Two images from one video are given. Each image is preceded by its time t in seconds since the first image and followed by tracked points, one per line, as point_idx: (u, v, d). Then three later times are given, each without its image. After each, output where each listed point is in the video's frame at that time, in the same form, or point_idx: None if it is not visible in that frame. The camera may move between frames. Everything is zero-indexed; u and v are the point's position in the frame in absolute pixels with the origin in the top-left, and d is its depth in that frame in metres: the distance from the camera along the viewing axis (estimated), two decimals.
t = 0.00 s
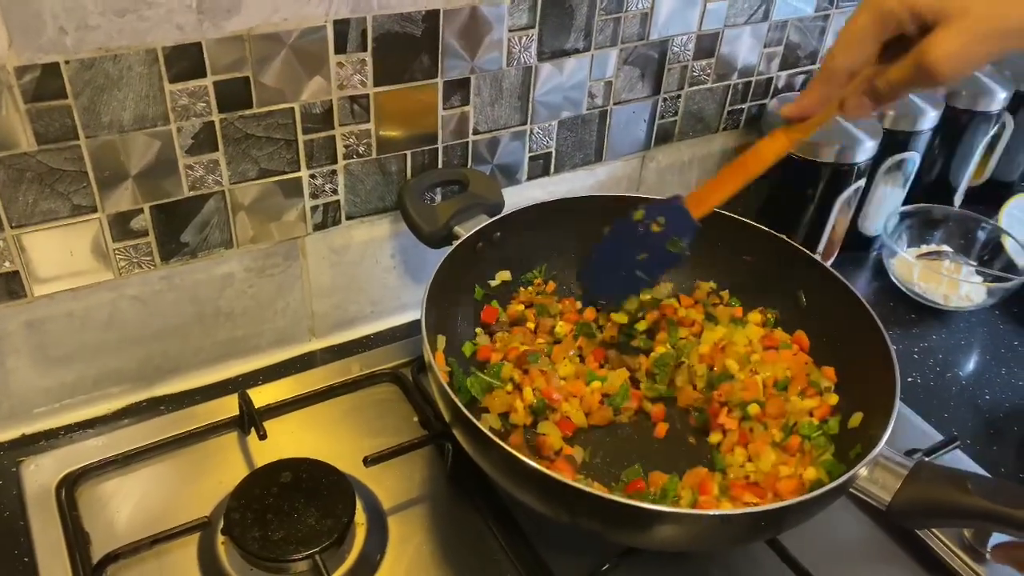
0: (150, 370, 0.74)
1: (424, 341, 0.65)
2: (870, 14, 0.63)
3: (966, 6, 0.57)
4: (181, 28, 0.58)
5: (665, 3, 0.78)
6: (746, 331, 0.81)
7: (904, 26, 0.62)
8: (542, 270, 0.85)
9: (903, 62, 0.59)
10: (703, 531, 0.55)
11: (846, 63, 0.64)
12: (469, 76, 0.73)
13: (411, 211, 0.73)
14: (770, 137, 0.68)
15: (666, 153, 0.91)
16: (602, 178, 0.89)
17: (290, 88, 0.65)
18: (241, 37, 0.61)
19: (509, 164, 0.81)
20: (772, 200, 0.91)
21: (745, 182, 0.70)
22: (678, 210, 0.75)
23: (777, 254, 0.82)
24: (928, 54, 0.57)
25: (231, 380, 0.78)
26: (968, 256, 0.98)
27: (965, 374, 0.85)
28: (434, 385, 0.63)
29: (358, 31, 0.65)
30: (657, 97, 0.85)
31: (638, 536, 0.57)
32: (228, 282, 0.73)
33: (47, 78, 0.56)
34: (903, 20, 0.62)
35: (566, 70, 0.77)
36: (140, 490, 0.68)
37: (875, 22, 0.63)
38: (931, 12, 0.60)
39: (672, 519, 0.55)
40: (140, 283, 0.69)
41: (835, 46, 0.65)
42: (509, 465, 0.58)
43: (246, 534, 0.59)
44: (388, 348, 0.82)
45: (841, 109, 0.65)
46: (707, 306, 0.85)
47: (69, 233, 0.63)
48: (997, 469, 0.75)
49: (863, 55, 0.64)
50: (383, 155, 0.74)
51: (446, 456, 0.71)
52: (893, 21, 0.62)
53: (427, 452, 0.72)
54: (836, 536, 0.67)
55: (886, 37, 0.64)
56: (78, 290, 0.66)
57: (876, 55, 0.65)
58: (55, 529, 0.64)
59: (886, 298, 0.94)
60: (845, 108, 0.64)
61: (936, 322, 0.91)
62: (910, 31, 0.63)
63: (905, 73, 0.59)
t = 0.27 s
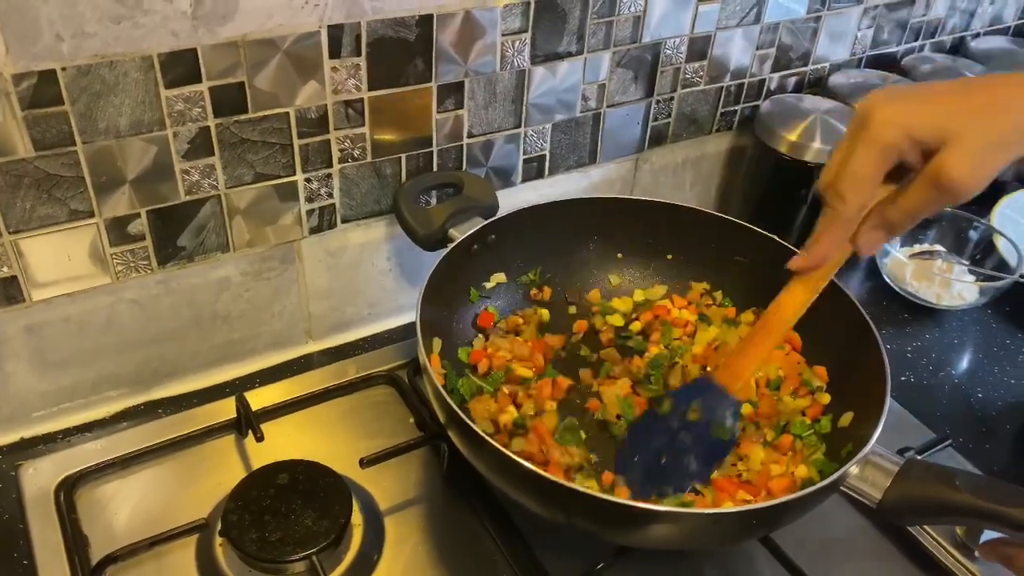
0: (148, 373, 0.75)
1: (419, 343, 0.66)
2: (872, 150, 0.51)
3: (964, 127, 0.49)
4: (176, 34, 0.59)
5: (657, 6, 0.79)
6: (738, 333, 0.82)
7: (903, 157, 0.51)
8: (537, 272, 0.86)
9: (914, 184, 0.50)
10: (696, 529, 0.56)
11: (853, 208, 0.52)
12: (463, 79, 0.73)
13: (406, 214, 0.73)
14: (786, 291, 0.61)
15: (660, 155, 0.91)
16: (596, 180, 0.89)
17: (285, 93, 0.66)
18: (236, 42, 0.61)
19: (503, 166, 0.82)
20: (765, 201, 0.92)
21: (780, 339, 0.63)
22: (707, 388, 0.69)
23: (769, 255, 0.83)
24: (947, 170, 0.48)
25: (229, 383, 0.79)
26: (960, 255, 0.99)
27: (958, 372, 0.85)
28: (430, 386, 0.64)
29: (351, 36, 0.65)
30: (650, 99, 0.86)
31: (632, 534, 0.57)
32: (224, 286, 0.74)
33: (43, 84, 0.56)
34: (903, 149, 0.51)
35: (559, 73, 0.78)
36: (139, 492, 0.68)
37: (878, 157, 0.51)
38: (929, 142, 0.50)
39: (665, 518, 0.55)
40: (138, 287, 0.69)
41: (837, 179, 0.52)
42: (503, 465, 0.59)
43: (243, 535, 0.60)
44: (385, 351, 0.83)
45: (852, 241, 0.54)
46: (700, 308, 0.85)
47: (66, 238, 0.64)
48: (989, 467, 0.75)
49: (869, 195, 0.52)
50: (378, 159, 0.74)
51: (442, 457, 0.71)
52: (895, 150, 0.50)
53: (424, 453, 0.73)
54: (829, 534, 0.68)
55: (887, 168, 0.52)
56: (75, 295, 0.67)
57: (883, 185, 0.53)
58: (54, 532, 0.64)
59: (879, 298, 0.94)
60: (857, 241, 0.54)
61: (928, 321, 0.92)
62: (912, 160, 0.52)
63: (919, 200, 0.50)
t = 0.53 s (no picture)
0: (143, 378, 0.76)
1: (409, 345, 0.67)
2: (895, 36, 0.63)
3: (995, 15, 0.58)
4: (167, 44, 0.60)
5: (643, 11, 0.80)
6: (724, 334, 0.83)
7: (926, 44, 0.63)
8: (526, 275, 0.87)
9: (935, 77, 0.63)
10: (680, 526, 0.57)
11: (879, 82, 0.65)
12: (451, 85, 0.74)
13: (396, 218, 0.74)
14: (808, 152, 0.71)
15: (648, 158, 0.93)
16: (585, 184, 0.90)
17: (275, 100, 0.67)
18: (226, 51, 0.62)
19: (492, 170, 0.83)
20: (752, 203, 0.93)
21: (793, 191, 0.72)
22: (727, 224, 0.78)
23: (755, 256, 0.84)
24: (954, 69, 0.60)
25: (222, 386, 0.80)
26: (946, 255, 1.00)
27: (943, 370, 0.86)
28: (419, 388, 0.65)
29: (340, 44, 0.66)
30: (637, 103, 0.87)
31: (618, 531, 0.58)
32: (217, 290, 0.75)
33: (36, 94, 0.57)
34: (927, 38, 0.62)
35: (547, 78, 0.79)
36: (133, 495, 0.69)
37: (900, 43, 0.63)
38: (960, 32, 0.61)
39: (650, 515, 0.56)
40: (131, 292, 0.70)
41: (862, 60, 0.65)
42: (491, 465, 0.60)
43: (236, 536, 0.61)
44: (377, 353, 0.84)
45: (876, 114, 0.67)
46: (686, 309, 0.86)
47: (60, 244, 0.65)
48: (973, 463, 0.76)
49: (894, 71, 0.64)
50: (368, 164, 0.75)
51: (432, 458, 0.72)
52: (917, 39, 0.62)
53: (415, 453, 0.74)
54: (814, 531, 0.69)
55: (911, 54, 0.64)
56: (70, 300, 0.68)
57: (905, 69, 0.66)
58: (50, 535, 0.65)
59: (865, 297, 0.95)
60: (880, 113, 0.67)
61: (914, 320, 0.93)
62: (935, 47, 0.63)
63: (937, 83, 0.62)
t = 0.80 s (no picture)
0: (138, 380, 0.77)
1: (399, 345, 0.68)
2: (875, 145, 0.52)
3: (981, 106, 0.50)
4: (159, 50, 0.61)
5: (629, 14, 0.81)
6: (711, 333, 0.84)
7: (912, 145, 0.52)
8: (517, 276, 0.88)
9: (920, 176, 0.51)
10: (667, 522, 0.58)
11: (864, 198, 0.53)
12: (440, 89, 0.75)
13: (387, 221, 0.75)
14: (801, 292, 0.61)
15: (637, 159, 0.94)
16: (575, 185, 0.91)
17: (266, 105, 0.68)
18: (216, 57, 0.63)
19: (482, 172, 0.84)
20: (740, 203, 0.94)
21: (799, 339, 0.63)
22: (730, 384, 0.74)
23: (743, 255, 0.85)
24: (952, 155, 0.48)
25: (217, 388, 0.81)
26: (933, 253, 1.02)
27: (930, 367, 0.87)
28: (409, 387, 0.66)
29: (330, 49, 0.67)
30: (625, 106, 0.88)
31: (606, 527, 0.59)
32: (210, 293, 0.75)
33: (30, 100, 0.58)
34: (910, 140, 0.52)
35: (535, 81, 0.80)
36: (129, 496, 0.70)
37: (881, 138, 0.52)
38: (943, 127, 0.50)
39: (637, 511, 0.57)
40: (125, 296, 0.71)
41: (846, 175, 0.53)
42: (480, 463, 0.60)
43: (230, 535, 0.62)
44: (369, 354, 0.85)
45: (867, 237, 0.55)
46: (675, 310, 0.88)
47: (54, 249, 0.65)
48: (958, 459, 0.77)
49: (881, 185, 0.53)
50: (359, 168, 0.76)
51: (424, 457, 0.73)
52: (899, 142, 0.52)
53: (407, 453, 0.74)
54: (801, 526, 0.70)
55: (896, 158, 0.52)
56: (64, 304, 0.69)
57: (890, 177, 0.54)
58: (46, 536, 0.66)
59: (853, 296, 0.96)
60: (873, 233, 0.55)
61: (902, 317, 0.94)
62: (919, 149, 0.52)
63: (929, 192, 0.50)
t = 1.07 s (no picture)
0: (130, 382, 0.77)
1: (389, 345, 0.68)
2: (808, 104, 0.64)
3: (898, 84, 0.59)
4: (147, 53, 0.61)
5: (619, 14, 0.81)
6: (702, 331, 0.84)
7: (835, 111, 0.64)
8: (508, 276, 0.88)
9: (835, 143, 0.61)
10: (656, 520, 0.58)
11: (787, 146, 0.66)
12: (430, 90, 0.75)
13: (378, 221, 0.76)
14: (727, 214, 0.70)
15: (628, 158, 0.94)
16: (566, 185, 0.92)
17: (255, 107, 0.68)
18: (205, 59, 0.63)
19: (473, 172, 0.84)
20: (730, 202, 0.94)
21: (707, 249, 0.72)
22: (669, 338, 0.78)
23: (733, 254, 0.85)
24: (861, 130, 0.59)
25: (209, 389, 0.81)
26: (924, 251, 1.02)
27: (921, 364, 0.88)
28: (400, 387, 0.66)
29: (319, 50, 0.68)
30: (616, 105, 0.88)
31: (596, 526, 0.59)
32: (202, 295, 0.76)
33: (19, 103, 0.58)
34: (835, 104, 0.63)
35: (525, 82, 0.80)
36: (120, 497, 0.70)
37: (811, 108, 0.64)
38: (862, 96, 0.61)
39: (627, 509, 0.57)
40: (117, 298, 0.71)
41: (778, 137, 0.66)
42: (470, 463, 0.61)
43: (221, 536, 0.62)
44: (361, 355, 0.85)
45: (786, 187, 0.66)
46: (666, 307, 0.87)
47: (45, 252, 0.66)
48: (948, 455, 0.78)
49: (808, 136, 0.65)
50: (349, 169, 0.76)
51: (416, 457, 0.73)
52: (826, 107, 0.63)
53: (399, 453, 0.75)
54: (791, 523, 0.70)
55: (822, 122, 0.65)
56: (55, 307, 0.69)
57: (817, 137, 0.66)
58: (38, 539, 0.66)
59: (844, 293, 0.97)
60: (791, 183, 0.65)
61: (892, 315, 0.94)
62: (843, 115, 0.64)
63: (837, 152, 0.61)
